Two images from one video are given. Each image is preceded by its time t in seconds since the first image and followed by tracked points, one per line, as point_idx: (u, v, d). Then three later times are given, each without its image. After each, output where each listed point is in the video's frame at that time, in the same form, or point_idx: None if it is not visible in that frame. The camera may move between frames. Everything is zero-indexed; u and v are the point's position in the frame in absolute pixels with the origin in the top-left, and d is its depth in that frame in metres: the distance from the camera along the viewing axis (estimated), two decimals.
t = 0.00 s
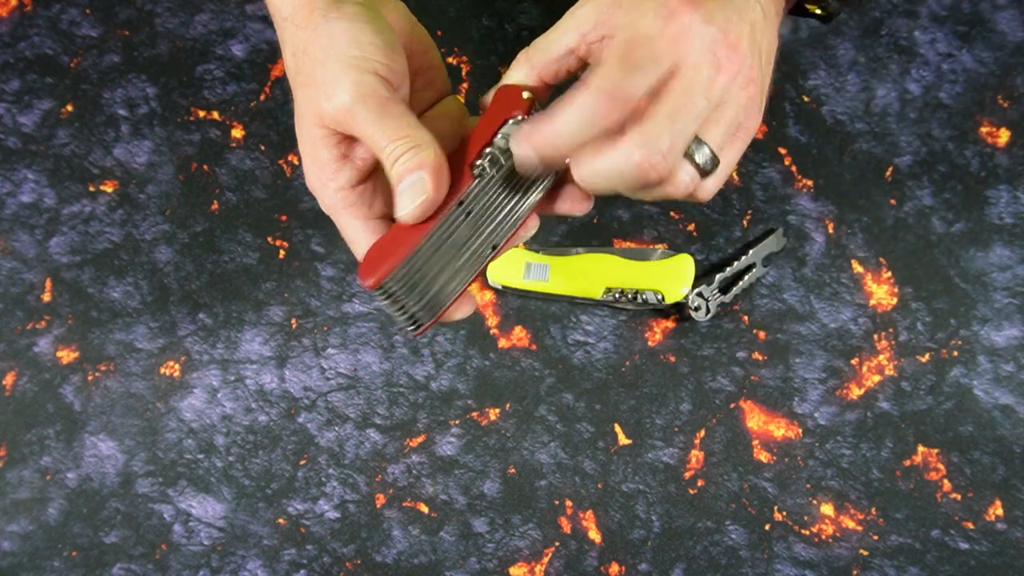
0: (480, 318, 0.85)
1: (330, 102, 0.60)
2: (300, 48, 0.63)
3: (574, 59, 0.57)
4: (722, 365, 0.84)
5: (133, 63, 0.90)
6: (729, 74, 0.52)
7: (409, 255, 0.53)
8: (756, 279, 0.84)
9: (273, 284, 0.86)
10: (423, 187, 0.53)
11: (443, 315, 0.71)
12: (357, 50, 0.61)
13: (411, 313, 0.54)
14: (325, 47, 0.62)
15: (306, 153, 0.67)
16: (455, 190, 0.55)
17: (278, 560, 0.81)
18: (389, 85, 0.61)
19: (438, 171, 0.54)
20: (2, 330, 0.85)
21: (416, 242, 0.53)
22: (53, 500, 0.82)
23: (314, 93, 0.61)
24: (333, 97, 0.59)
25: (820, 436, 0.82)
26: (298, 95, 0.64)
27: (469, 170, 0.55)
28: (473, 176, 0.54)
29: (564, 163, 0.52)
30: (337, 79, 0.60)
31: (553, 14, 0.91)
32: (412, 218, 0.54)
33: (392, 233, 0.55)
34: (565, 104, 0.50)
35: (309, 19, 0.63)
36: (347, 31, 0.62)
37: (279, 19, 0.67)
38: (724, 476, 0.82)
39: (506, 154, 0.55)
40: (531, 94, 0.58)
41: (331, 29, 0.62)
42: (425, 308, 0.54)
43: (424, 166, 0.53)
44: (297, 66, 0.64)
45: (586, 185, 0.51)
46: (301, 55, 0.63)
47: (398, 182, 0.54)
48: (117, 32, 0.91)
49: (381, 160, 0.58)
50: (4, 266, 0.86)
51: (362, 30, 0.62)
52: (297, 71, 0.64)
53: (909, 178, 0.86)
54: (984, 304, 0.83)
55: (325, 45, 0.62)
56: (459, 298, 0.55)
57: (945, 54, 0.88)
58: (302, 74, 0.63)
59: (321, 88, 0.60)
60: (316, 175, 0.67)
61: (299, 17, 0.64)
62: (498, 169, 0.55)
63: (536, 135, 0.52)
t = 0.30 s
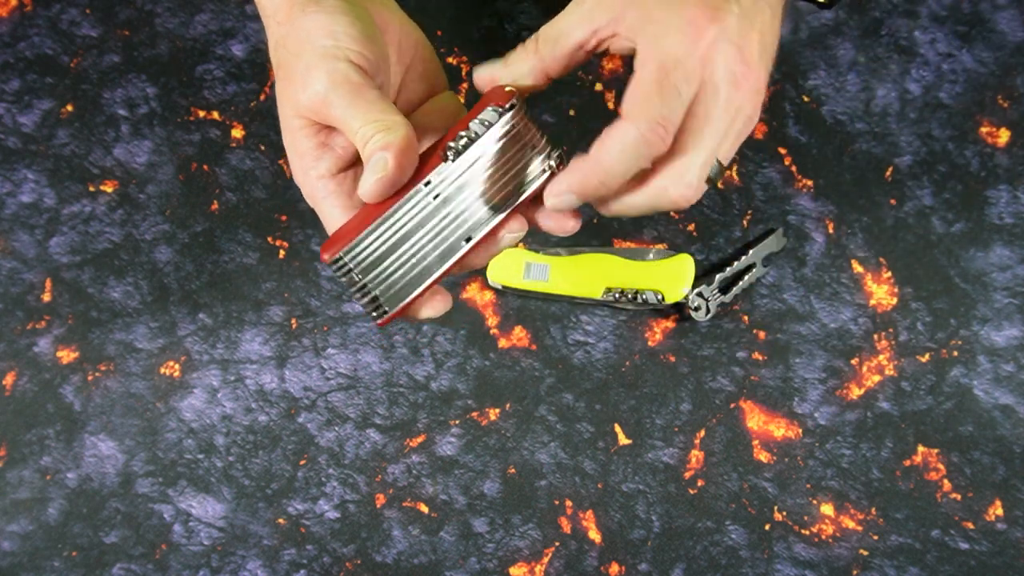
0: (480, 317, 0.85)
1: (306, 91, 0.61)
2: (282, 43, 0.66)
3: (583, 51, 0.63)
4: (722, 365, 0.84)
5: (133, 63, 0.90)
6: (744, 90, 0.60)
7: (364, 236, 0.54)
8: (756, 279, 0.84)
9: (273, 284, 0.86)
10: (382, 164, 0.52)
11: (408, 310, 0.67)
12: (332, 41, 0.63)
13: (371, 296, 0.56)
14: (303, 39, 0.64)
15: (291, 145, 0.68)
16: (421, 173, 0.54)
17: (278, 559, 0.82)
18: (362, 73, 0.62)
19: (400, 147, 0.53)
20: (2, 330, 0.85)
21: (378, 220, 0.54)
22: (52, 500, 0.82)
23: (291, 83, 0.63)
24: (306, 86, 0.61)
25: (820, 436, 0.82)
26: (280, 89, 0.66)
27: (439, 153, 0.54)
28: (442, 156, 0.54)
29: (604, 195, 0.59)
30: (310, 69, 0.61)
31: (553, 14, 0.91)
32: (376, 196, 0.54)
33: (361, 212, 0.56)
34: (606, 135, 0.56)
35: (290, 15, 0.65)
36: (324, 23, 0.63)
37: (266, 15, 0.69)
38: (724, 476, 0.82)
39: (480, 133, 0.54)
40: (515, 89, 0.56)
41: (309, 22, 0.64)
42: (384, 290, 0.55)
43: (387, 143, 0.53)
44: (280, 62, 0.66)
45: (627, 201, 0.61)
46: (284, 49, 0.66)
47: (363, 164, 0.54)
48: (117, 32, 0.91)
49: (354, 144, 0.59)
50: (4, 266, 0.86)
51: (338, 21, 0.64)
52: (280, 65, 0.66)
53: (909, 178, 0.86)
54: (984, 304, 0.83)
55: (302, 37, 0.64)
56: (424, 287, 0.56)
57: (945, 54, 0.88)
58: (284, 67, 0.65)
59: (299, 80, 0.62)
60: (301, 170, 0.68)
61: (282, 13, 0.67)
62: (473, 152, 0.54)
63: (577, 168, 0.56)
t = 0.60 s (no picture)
0: (480, 318, 0.85)
1: (312, 80, 0.60)
2: (281, 31, 0.64)
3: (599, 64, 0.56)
4: (722, 365, 0.84)
5: (133, 63, 0.90)
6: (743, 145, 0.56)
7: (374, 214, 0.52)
8: (756, 279, 0.84)
9: (272, 284, 0.86)
10: (393, 148, 0.53)
11: (403, 310, 0.64)
12: (339, 31, 0.63)
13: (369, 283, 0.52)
14: (307, 26, 0.63)
15: (277, 135, 0.66)
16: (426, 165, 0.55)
17: (278, 559, 0.81)
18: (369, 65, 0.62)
19: (411, 133, 0.54)
20: (2, 330, 0.85)
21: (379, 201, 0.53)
22: (52, 500, 0.82)
23: (291, 68, 0.61)
24: (310, 69, 0.60)
25: (820, 436, 0.82)
26: (274, 76, 0.64)
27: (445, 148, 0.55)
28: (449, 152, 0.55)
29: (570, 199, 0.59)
30: (316, 54, 0.60)
31: (553, 15, 0.91)
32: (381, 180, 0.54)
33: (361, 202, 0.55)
34: (579, 153, 0.55)
35: (294, 9, 0.64)
36: (331, 17, 0.64)
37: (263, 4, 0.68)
38: (724, 476, 0.82)
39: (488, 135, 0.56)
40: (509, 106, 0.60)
41: (315, 13, 0.64)
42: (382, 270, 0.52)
43: (398, 129, 0.54)
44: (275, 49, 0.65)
45: (591, 214, 0.61)
46: (282, 36, 0.64)
47: (369, 148, 0.54)
48: (117, 32, 0.91)
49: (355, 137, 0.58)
50: (4, 266, 0.86)
51: (345, 14, 0.64)
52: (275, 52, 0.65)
53: (909, 178, 0.86)
54: (984, 304, 0.83)
55: (307, 25, 0.63)
56: (422, 284, 0.54)
57: (945, 54, 0.88)
58: (280, 54, 0.64)
59: (301, 64, 0.61)
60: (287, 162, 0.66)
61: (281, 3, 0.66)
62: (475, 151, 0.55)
63: (544, 175, 0.56)
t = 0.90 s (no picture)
0: (480, 318, 0.85)
1: (341, 67, 0.58)
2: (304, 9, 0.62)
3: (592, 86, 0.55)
4: (722, 365, 0.84)
5: (133, 63, 0.90)
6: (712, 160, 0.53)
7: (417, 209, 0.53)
8: (756, 279, 0.85)
9: (272, 284, 0.86)
10: (432, 138, 0.53)
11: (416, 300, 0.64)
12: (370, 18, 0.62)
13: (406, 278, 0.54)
14: (338, 9, 0.61)
15: (288, 115, 0.63)
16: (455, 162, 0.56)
17: (278, 560, 0.81)
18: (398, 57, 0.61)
19: (445, 126, 0.55)
20: (2, 330, 0.85)
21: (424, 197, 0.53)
22: (52, 500, 0.82)
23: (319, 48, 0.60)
24: (342, 53, 0.59)
25: (820, 436, 0.82)
26: (293, 53, 0.61)
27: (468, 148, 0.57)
28: (473, 152, 0.57)
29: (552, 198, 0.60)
30: (350, 38, 0.59)
31: (553, 14, 0.91)
32: (414, 170, 0.54)
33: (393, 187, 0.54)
34: (549, 158, 0.55)
35: None
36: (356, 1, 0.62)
37: None
38: (724, 476, 0.82)
39: (503, 139, 0.59)
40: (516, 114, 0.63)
41: None
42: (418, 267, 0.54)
43: (433, 122, 0.54)
44: (297, 25, 0.62)
45: (571, 213, 0.62)
46: (305, 14, 0.62)
47: (403, 137, 0.54)
48: (117, 32, 0.91)
49: (380, 128, 0.57)
50: (4, 266, 0.86)
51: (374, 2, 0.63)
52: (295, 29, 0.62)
53: (909, 178, 0.86)
54: (984, 304, 0.83)
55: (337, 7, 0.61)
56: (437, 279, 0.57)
57: (945, 54, 0.88)
58: (302, 32, 0.61)
59: (331, 46, 0.59)
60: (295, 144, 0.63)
61: None
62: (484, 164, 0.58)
63: (523, 175, 0.58)
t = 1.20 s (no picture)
0: (480, 318, 0.85)
1: (379, 75, 0.59)
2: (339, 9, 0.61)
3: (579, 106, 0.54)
4: (722, 365, 0.84)
5: (133, 63, 0.90)
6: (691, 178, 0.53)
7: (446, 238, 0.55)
8: (756, 279, 0.84)
9: (272, 285, 0.86)
10: (465, 166, 0.55)
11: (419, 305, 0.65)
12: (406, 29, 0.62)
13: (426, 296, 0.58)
14: (375, 15, 0.61)
15: (308, 114, 0.61)
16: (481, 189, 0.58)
17: (278, 559, 0.81)
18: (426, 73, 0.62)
19: (472, 152, 0.57)
20: (2, 330, 0.85)
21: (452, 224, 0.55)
22: (52, 500, 0.82)
23: (355, 55, 0.59)
24: (379, 63, 0.59)
25: (820, 436, 0.82)
26: (324, 53, 0.60)
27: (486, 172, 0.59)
28: (492, 174, 0.59)
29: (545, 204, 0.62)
30: (388, 49, 0.59)
31: (553, 15, 0.91)
32: (444, 195, 0.55)
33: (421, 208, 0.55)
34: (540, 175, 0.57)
35: None
36: (392, 9, 0.62)
37: None
38: (724, 476, 0.82)
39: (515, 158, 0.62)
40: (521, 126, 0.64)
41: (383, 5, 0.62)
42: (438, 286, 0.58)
43: (461, 147, 0.56)
44: (329, 25, 0.61)
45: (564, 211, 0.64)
46: (340, 15, 0.61)
47: (434, 161, 0.55)
48: (117, 32, 0.91)
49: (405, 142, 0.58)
50: (4, 266, 0.86)
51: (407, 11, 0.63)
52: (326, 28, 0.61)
53: (909, 178, 0.86)
54: (984, 304, 0.83)
55: (374, 14, 0.61)
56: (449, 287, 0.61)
57: (945, 54, 0.88)
58: (334, 33, 0.60)
59: (368, 55, 0.59)
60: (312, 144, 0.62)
61: None
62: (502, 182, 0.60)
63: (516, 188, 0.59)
